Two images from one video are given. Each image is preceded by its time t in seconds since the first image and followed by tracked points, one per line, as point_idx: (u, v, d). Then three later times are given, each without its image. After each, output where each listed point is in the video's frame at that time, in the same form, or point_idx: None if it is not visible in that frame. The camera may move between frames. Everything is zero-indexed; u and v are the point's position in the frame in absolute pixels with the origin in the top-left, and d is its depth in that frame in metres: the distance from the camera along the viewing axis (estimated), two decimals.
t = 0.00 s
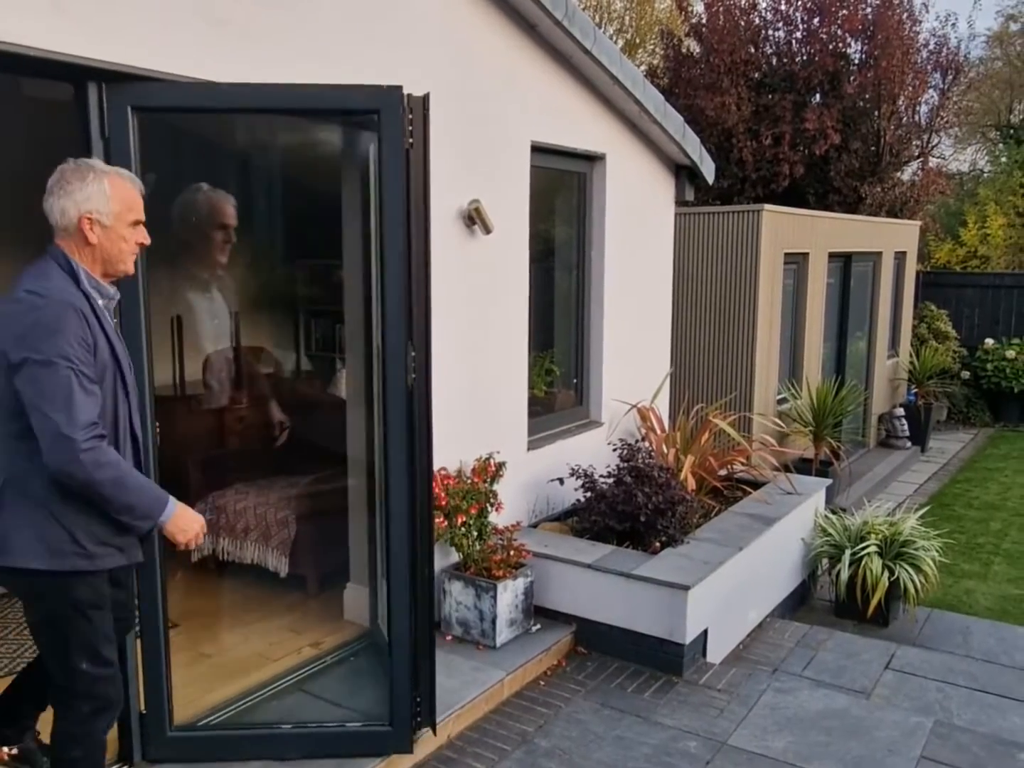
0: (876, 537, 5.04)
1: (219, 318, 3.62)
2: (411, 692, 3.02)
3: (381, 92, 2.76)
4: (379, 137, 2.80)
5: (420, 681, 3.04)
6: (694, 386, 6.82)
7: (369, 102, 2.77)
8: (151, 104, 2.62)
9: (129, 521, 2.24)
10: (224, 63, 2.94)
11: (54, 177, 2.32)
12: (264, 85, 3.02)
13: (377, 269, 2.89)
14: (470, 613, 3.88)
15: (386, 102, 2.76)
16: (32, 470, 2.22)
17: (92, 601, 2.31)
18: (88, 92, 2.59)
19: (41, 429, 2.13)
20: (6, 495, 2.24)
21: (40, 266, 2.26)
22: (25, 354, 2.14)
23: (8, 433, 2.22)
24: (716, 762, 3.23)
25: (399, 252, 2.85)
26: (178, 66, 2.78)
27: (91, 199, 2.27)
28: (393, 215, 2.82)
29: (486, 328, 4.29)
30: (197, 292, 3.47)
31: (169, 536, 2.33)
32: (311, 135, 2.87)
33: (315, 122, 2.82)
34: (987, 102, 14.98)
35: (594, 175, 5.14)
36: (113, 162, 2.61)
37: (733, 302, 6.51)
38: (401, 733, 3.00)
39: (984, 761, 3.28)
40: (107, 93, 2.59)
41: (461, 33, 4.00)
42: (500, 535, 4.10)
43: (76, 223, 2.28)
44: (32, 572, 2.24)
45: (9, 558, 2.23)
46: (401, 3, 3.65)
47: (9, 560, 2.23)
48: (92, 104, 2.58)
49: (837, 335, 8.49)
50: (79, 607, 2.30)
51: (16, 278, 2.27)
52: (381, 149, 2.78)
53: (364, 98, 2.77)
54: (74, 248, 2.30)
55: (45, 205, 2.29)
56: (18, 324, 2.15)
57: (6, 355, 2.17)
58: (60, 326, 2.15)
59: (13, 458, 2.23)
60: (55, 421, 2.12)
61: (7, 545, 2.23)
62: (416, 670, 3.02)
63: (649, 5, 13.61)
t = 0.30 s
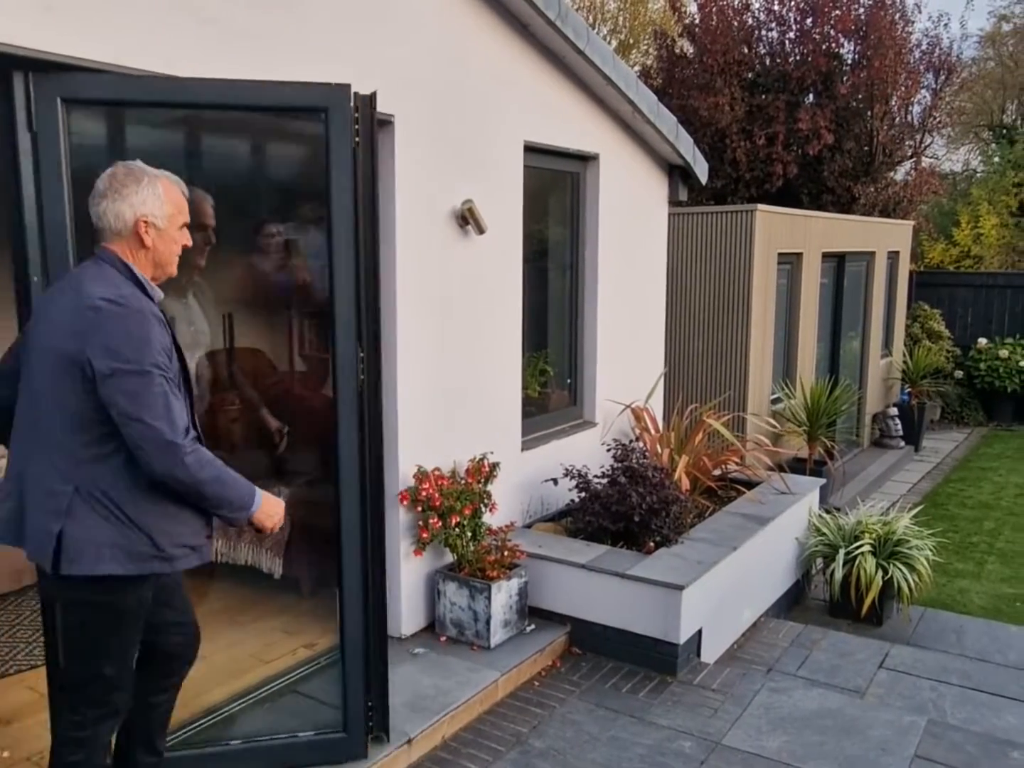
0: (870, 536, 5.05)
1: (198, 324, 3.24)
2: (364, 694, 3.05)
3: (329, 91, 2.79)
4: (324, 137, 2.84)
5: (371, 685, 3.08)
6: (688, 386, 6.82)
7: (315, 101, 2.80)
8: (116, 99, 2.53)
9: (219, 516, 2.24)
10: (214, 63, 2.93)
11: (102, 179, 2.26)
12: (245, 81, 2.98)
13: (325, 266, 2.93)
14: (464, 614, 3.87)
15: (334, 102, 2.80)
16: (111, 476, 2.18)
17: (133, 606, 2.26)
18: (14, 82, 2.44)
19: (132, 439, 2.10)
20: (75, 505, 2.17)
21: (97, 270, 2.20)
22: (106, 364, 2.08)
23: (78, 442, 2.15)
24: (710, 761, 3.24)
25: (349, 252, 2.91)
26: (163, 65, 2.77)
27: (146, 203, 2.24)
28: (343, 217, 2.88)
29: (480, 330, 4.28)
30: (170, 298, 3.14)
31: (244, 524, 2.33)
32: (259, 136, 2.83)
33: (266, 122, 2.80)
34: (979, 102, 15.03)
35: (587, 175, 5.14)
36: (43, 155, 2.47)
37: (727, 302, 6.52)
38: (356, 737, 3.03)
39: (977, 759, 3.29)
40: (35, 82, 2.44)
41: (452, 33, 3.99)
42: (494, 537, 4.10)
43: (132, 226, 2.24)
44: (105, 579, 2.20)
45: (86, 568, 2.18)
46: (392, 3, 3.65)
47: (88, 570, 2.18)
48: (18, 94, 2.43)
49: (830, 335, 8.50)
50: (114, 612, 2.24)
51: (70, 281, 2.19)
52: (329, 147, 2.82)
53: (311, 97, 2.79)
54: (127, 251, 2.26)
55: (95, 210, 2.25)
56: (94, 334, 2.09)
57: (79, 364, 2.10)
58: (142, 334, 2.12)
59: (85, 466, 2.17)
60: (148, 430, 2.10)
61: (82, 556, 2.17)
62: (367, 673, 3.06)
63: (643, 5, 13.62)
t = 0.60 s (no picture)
0: (863, 535, 5.06)
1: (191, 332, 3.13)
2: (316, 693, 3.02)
3: (276, 92, 2.69)
4: (269, 139, 2.72)
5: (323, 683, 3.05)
6: (680, 386, 6.83)
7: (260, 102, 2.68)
8: (106, 99, 2.49)
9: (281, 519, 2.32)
10: (206, 64, 2.92)
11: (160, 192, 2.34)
12: (196, 76, 2.82)
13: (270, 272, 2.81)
14: (458, 615, 3.87)
15: (285, 104, 2.70)
16: (189, 477, 2.26)
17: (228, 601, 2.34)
18: None
19: (214, 440, 2.18)
20: (161, 507, 2.24)
21: (166, 280, 2.27)
22: (189, 370, 2.16)
23: (160, 446, 2.22)
24: (704, 761, 3.24)
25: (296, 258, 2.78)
26: (151, 64, 2.75)
27: (199, 213, 2.31)
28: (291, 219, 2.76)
29: (474, 332, 4.29)
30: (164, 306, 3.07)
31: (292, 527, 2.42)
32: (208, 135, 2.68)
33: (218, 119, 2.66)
34: (970, 102, 15.09)
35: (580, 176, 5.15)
36: None
37: (720, 302, 6.52)
38: (309, 739, 3.01)
39: (969, 758, 3.30)
40: None
41: (443, 34, 3.99)
42: (487, 538, 4.09)
43: (188, 236, 2.32)
44: (195, 575, 2.27)
45: (174, 565, 2.25)
46: (383, 3, 3.64)
47: (177, 568, 2.25)
48: None
49: (823, 336, 8.52)
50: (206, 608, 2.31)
51: (140, 292, 2.25)
52: (278, 147, 2.71)
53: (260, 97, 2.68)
54: (188, 261, 2.34)
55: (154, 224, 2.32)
56: (176, 341, 2.17)
57: (161, 370, 2.18)
58: (219, 340, 2.21)
59: (166, 470, 2.24)
60: (230, 431, 2.19)
61: (169, 555, 2.24)
62: (318, 669, 3.03)
63: (636, 6, 13.63)
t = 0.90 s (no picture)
0: (849, 534, 5.08)
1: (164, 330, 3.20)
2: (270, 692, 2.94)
3: (224, 93, 2.72)
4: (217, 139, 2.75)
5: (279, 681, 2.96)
6: (667, 385, 6.84)
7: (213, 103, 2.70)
8: (92, 100, 2.45)
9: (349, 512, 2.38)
10: (196, 65, 2.91)
11: (219, 195, 2.34)
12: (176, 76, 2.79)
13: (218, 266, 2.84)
14: (446, 616, 3.86)
15: (234, 104, 2.73)
16: (271, 468, 2.29)
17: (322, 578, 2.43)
18: None
19: (298, 429, 2.23)
20: (249, 500, 2.27)
21: (228, 279, 2.29)
22: (271, 362, 2.20)
23: (242, 441, 2.25)
24: (691, 760, 3.25)
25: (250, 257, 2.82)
26: (139, 66, 2.73)
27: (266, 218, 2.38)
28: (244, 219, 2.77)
29: (459, 332, 4.28)
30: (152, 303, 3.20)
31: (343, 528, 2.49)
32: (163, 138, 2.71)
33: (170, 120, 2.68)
34: (955, 103, 15.18)
35: (567, 177, 5.15)
36: None
37: (707, 302, 6.54)
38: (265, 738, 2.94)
39: (954, 754, 3.32)
40: None
41: (429, 34, 3.98)
42: (474, 538, 4.09)
43: (257, 237, 2.37)
44: (286, 562, 2.33)
45: (266, 555, 2.29)
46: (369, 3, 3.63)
47: (268, 558, 2.30)
48: None
49: (810, 335, 8.55)
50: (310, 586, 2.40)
51: (203, 293, 2.26)
52: (230, 146, 2.73)
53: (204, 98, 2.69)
54: (254, 263, 2.38)
55: (218, 225, 2.32)
56: (255, 335, 2.20)
57: (240, 367, 2.20)
58: (292, 332, 2.25)
59: (249, 464, 2.27)
60: (312, 418, 2.25)
61: (260, 548, 2.28)
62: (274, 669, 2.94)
63: (623, 7, 13.65)
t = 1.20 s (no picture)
0: (825, 532, 5.12)
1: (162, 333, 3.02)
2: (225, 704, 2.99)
3: (172, 94, 2.75)
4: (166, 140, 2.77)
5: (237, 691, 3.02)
6: (644, 385, 6.87)
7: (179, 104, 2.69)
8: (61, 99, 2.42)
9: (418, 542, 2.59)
10: (173, 67, 2.89)
11: (280, 242, 2.46)
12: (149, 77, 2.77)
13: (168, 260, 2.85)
14: (423, 618, 3.85)
15: (179, 104, 2.77)
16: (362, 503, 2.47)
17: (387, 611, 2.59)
18: None
19: (390, 462, 2.43)
20: (345, 536, 2.42)
21: (308, 324, 2.43)
22: (368, 401, 2.39)
23: (340, 479, 2.41)
24: (669, 759, 3.26)
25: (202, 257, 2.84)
26: (116, 68, 2.70)
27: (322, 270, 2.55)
28: (193, 218, 2.80)
29: (435, 332, 4.27)
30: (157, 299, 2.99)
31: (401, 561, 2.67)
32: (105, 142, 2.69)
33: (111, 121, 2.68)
34: (928, 105, 15.34)
35: (543, 178, 5.16)
36: None
37: (683, 303, 6.57)
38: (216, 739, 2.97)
39: (927, 749, 3.35)
40: None
41: (405, 36, 3.98)
42: (451, 540, 4.09)
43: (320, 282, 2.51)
44: (372, 595, 2.49)
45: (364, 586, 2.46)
46: (344, 4, 3.62)
47: (364, 592, 2.46)
48: None
49: (786, 335, 8.61)
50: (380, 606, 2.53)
51: (288, 340, 2.37)
52: (178, 146, 2.76)
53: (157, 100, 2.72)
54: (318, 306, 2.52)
55: (285, 270, 2.43)
56: (352, 376, 2.38)
57: (338, 407, 2.37)
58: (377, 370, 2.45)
59: (344, 501, 2.43)
60: (401, 450, 2.46)
61: (358, 580, 2.44)
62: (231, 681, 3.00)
63: (600, 8, 13.68)
